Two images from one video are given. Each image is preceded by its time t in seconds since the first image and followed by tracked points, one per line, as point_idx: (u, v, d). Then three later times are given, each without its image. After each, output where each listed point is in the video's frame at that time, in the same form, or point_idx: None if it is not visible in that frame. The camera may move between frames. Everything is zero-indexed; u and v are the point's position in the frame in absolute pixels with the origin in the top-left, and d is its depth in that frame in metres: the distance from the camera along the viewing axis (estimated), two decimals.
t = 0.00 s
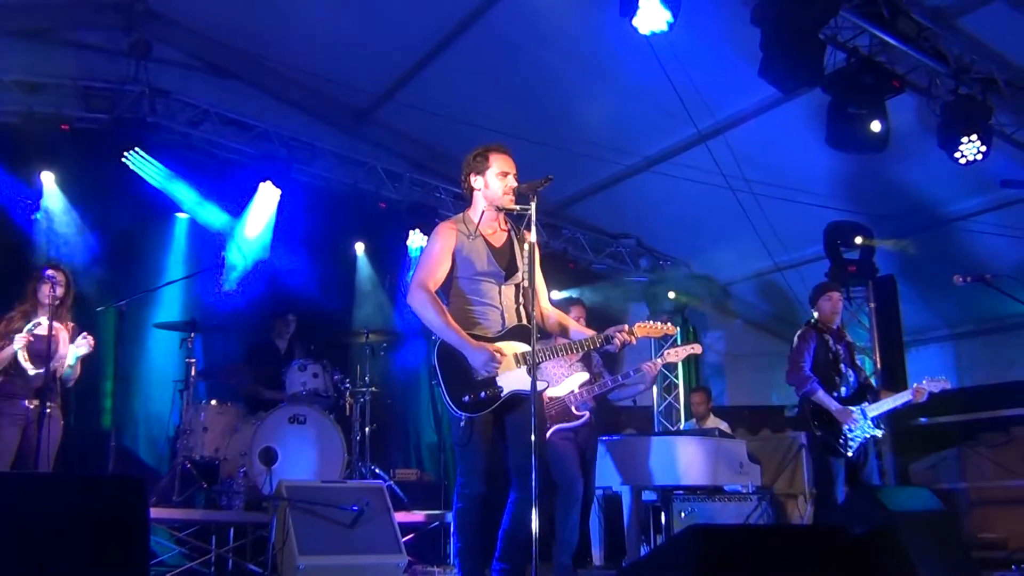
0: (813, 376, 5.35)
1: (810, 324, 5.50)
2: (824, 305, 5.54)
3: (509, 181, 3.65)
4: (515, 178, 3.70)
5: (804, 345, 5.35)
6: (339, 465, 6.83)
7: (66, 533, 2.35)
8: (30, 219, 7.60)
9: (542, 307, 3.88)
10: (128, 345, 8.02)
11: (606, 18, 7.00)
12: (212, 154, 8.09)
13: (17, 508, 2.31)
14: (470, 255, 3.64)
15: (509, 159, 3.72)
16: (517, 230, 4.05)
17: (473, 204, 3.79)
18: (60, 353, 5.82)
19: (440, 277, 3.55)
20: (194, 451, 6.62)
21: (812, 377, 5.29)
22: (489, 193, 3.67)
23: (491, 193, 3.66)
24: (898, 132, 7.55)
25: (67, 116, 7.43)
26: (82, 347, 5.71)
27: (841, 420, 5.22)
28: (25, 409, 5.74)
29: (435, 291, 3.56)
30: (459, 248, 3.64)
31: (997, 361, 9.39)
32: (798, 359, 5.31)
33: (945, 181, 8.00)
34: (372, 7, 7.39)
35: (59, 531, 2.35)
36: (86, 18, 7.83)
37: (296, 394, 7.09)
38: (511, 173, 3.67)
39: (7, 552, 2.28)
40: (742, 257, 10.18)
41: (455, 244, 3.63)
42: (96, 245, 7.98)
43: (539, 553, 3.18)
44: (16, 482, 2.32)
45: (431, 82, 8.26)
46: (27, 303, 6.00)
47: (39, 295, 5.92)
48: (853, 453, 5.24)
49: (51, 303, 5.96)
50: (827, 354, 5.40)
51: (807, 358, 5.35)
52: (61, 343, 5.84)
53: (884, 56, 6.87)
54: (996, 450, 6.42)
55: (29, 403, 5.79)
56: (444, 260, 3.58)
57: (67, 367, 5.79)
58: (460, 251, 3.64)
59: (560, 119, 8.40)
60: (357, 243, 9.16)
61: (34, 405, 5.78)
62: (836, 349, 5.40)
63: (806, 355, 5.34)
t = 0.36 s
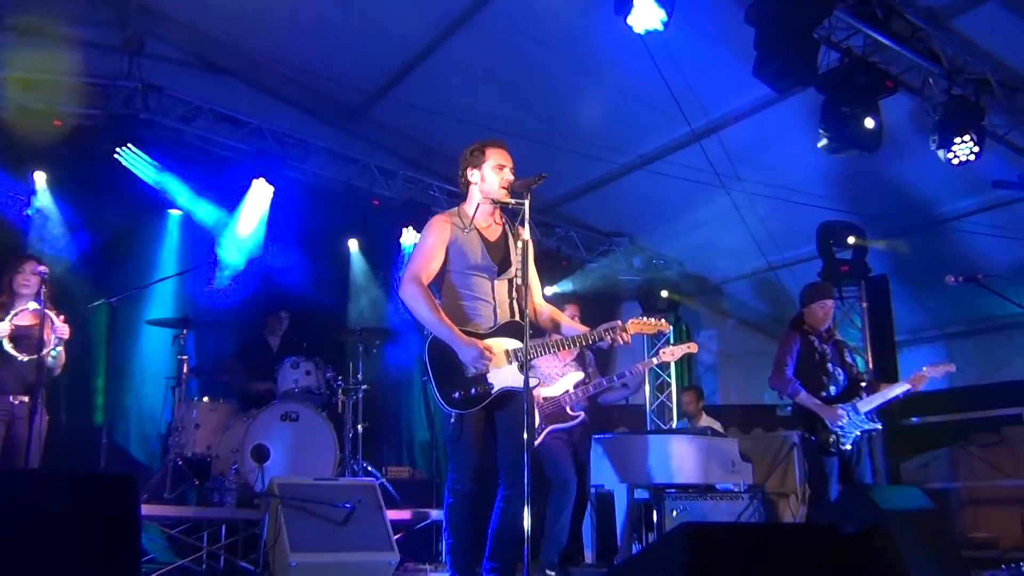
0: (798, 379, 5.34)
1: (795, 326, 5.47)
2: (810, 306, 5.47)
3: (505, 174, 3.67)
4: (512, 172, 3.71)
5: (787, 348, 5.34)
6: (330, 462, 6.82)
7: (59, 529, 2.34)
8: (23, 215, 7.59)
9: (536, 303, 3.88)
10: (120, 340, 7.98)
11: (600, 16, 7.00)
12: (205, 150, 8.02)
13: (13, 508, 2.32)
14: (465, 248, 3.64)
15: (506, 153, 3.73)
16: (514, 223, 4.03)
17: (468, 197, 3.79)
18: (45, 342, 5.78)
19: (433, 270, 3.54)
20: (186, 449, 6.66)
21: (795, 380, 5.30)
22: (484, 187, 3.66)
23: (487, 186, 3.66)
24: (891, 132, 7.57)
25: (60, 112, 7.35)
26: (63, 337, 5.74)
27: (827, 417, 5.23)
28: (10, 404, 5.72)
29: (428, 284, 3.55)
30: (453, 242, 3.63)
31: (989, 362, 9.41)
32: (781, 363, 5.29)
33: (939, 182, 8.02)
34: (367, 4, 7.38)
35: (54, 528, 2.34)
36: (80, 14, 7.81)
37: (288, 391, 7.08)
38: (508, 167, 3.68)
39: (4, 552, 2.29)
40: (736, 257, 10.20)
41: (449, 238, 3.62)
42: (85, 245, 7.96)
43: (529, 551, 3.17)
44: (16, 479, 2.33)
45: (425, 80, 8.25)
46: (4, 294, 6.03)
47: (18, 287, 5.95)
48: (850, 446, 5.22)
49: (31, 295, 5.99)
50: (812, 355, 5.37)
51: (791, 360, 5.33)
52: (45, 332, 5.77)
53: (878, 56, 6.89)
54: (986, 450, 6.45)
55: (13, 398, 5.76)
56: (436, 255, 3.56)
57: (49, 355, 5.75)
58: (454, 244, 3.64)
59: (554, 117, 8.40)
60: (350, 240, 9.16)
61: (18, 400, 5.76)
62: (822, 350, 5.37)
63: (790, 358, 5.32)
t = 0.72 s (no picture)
0: (784, 380, 5.35)
1: (781, 329, 5.48)
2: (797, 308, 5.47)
3: (498, 172, 3.65)
4: (504, 169, 3.69)
5: (771, 351, 5.33)
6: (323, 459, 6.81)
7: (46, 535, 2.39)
8: (13, 211, 7.55)
9: (529, 300, 3.87)
10: (112, 336, 7.93)
11: (593, 12, 7.00)
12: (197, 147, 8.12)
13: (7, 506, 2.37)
14: (460, 245, 3.63)
15: (499, 151, 3.71)
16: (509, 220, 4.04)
17: (464, 194, 3.78)
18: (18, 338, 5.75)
19: (427, 270, 3.55)
20: (178, 445, 6.62)
21: (778, 381, 5.30)
22: (478, 185, 3.65)
23: (481, 185, 3.64)
24: (884, 129, 7.59)
25: (52, 107, 7.41)
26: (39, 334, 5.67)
27: (811, 415, 5.22)
28: None
29: (423, 284, 3.56)
30: (448, 240, 3.63)
31: (979, 358, 9.47)
32: (763, 370, 5.28)
33: (931, 179, 8.04)
34: None
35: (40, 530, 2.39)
36: (71, 9, 7.77)
37: (281, 388, 7.07)
38: (500, 164, 3.66)
39: None
40: (728, 254, 10.22)
41: (444, 235, 3.62)
42: (73, 241, 7.88)
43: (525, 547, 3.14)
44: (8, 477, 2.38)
45: (418, 76, 8.24)
46: None
47: None
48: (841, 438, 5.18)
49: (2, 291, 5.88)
50: (798, 356, 5.38)
51: (776, 363, 5.34)
52: (20, 329, 5.77)
53: (870, 54, 6.91)
54: (976, 446, 6.50)
55: None
56: (430, 254, 3.57)
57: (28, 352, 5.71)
58: (449, 241, 3.63)
59: (548, 114, 8.40)
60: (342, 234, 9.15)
61: None
62: (808, 349, 5.37)
63: (774, 361, 5.33)
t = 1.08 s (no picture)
0: (774, 374, 5.30)
1: (775, 322, 5.44)
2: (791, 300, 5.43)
3: (491, 169, 3.61)
4: (498, 166, 3.65)
5: (763, 345, 5.29)
6: (315, 455, 6.80)
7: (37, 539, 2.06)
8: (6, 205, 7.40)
9: (522, 299, 3.83)
10: (103, 332, 7.94)
11: (586, 8, 6.99)
12: (188, 142, 8.03)
13: None
14: (453, 243, 3.63)
15: (494, 148, 3.68)
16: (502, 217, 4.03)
17: (457, 192, 3.76)
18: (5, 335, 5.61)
19: (421, 267, 3.52)
20: (170, 442, 6.59)
21: (769, 375, 5.24)
22: (471, 182, 3.62)
23: (474, 182, 3.61)
24: (876, 126, 7.60)
25: (42, 103, 7.35)
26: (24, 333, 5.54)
27: (799, 412, 5.18)
28: None
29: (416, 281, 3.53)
30: (441, 237, 3.62)
31: (969, 355, 9.53)
32: (753, 363, 5.24)
33: (923, 176, 8.06)
34: None
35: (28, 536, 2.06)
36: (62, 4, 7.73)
37: (273, 384, 7.05)
38: (494, 161, 3.62)
39: None
40: (720, 250, 10.25)
41: (438, 233, 3.61)
42: (63, 236, 7.86)
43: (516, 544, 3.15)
44: None
45: (411, 72, 8.23)
46: None
47: None
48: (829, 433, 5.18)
49: None
50: (789, 350, 5.33)
51: (767, 357, 5.29)
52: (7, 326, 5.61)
53: (863, 50, 6.91)
54: (967, 443, 6.58)
55: None
56: (423, 251, 3.55)
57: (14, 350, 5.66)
58: (442, 239, 3.63)
59: (541, 110, 8.39)
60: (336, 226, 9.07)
61: None
62: (799, 344, 5.32)
63: (765, 354, 5.28)
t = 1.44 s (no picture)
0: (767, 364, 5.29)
1: (771, 310, 5.42)
2: (787, 289, 5.41)
3: (485, 162, 3.60)
4: (492, 159, 3.64)
5: (759, 334, 5.27)
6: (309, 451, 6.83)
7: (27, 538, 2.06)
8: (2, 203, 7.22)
9: (515, 292, 3.83)
10: (96, 328, 7.92)
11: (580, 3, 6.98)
12: (179, 137, 8.01)
13: None
14: (446, 236, 3.61)
15: (488, 141, 3.67)
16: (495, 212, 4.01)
17: (450, 185, 3.74)
18: None
19: (414, 259, 3.48)
20: (162, 439, 6.61)
21: (763, 365, 5.23)
22: (464, 175, 3.61)
23: (467, 175, 3.60)
24: (868, 121, 7.62)
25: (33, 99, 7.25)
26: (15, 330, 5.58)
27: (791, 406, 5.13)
28: None
29: (410, 273, 3.49)
30: (434, 230, 3.60)
31: (960, 350, 9.59)
32: (747, 352, 5.23)
33: (916, 171, 8.09)
34: None
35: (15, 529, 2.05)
36: None
37: (266, 380, 7.04)
38: (487, 154, 3.60)
39: None
40: (713, 246, 10.28)
41: (431, 226, 3.59)
42: (53, 235, 7.81)
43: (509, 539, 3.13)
44: None
45: (404, 68, 8.21)
46: None
47: None
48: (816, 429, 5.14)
49: None
50: (783, 341, 5.31)
51: (761, 347, 5.28)
52: None
53: (854, 46, 6.89)
54: (959, 437, 6.68)
55: None
56: (418, 242, 3.52)
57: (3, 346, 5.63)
58: (436, 232, 3.60)
59: (534, 105, 8.38)
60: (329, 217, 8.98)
61: None
62: (794, 336, 5.29)
63: (759, 344, 5.26)
